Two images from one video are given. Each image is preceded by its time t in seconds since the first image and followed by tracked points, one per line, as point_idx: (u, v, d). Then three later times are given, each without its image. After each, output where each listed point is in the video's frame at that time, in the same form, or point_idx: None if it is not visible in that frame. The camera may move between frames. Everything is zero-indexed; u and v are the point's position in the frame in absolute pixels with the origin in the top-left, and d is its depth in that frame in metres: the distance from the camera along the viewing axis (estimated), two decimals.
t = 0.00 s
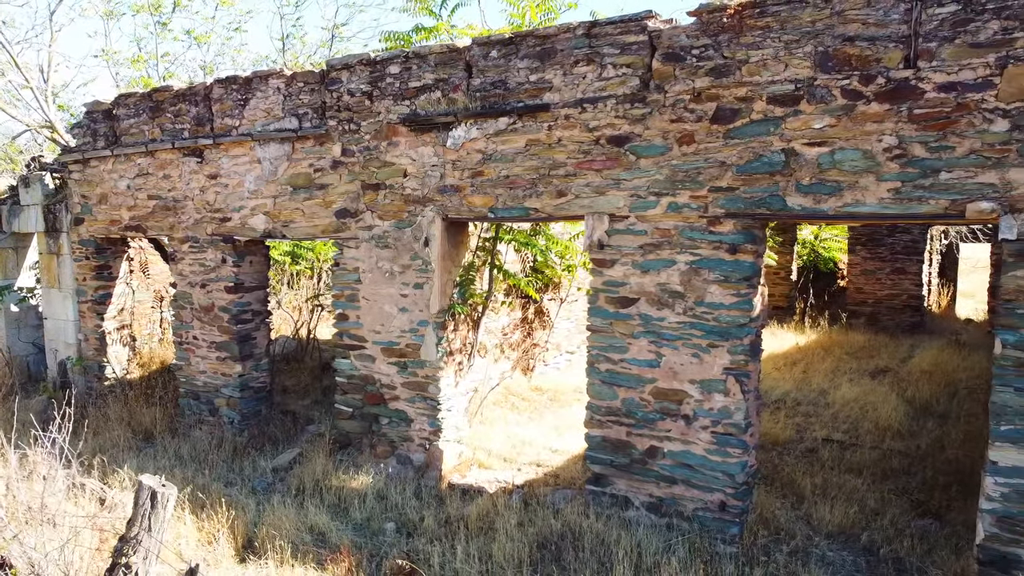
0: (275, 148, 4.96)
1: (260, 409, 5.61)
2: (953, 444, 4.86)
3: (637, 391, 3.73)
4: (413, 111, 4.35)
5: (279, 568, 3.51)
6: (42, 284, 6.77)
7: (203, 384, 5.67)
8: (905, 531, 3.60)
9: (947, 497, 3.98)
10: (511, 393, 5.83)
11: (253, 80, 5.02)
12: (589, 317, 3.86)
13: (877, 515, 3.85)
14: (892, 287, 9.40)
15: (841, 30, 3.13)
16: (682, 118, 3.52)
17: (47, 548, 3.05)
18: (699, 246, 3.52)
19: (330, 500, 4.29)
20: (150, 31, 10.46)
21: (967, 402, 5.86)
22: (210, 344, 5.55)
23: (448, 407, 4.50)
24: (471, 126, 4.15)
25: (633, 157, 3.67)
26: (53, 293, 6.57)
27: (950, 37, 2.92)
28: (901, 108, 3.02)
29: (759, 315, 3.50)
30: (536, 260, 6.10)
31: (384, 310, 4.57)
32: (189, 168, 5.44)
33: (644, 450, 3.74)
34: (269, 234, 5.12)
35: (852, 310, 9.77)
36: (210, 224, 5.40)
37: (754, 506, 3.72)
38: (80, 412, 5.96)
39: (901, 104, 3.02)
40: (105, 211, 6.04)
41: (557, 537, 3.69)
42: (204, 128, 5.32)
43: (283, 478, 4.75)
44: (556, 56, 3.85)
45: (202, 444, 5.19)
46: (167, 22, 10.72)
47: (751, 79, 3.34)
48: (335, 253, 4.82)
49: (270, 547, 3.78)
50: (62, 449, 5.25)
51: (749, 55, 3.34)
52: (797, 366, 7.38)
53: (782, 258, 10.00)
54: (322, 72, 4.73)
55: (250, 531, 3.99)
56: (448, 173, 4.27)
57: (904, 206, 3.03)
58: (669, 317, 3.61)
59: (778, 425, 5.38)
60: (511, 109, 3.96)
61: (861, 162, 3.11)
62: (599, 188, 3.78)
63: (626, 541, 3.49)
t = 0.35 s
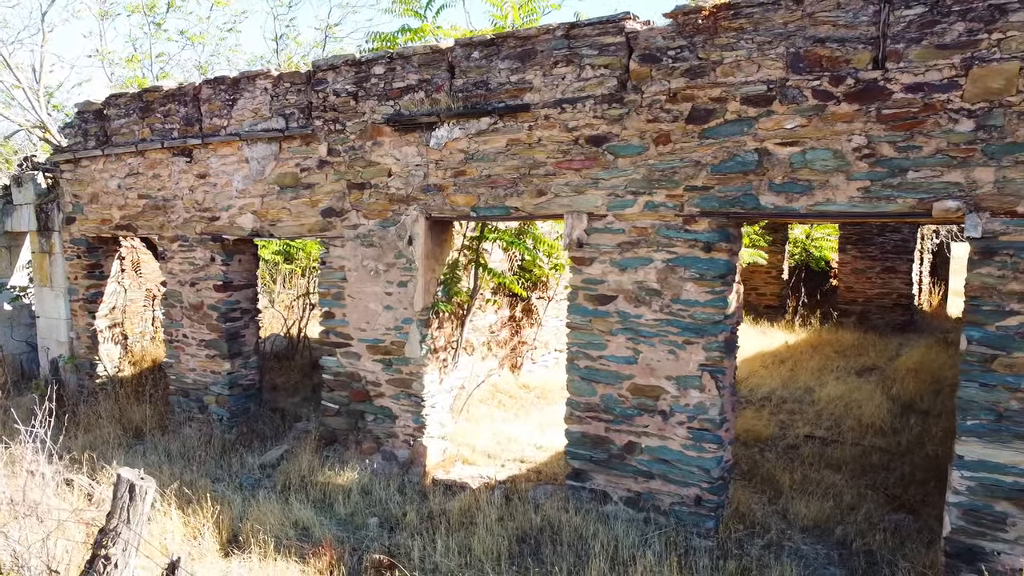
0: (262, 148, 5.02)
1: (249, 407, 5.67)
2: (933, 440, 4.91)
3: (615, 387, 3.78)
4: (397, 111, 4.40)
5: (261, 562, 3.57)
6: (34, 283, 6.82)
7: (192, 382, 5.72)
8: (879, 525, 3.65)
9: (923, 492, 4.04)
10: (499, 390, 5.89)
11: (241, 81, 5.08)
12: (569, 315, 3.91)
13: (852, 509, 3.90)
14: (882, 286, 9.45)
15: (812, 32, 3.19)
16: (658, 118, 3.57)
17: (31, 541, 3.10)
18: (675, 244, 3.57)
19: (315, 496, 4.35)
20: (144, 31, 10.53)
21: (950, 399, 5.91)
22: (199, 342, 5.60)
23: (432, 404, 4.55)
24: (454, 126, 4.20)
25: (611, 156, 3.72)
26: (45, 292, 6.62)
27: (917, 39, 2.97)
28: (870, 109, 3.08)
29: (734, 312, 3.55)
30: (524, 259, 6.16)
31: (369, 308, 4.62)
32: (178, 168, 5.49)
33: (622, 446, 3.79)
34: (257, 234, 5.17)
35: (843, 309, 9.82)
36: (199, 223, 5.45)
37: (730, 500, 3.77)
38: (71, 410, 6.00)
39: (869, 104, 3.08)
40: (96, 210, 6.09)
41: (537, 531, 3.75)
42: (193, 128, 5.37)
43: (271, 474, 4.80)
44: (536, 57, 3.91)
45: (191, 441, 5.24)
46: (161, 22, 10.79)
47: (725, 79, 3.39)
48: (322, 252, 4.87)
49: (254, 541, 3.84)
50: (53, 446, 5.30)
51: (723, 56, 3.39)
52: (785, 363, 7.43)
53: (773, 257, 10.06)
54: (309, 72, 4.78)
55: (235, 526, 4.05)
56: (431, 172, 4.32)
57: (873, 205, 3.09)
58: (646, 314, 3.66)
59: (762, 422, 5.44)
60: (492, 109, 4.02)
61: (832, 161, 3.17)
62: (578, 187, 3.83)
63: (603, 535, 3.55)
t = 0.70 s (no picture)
0: (250, 148, 5.07)
1: (239, 404, 5.73)
2: (915, 438, 4.96)
3: (595, 384, 3.83)
4: (382, 112, 4.45)
5: (246, 556, 3.63)
6: (28, 282, 6.87)
7: (183, 380, 5.77)
8: (854, 520, 3.70)
9: (900, 489, 4.08)
10: (486, 388, 5.94)
11: (230, 82, 5.13)
12: (550, 313, 3.97)
13: (830, 505, 3.96)
14: (873, 285, 9.50)
15: (785, 34, 3.24)
16: (636, 119, 3.63)
17: (16, 535, 3.16)
18: (653, 243, 3.62)
19: (302, 492, 4.40)
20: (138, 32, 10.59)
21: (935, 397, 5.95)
22: (189, 340, 5.66)
23: (417, 402, 4.61)
24: (438, 127, 4.25)
25: (591, 156, 3.77)
26: (38, 291, 6.68)
27: (886, 41, 3.02)
28: (841, 110, 3.13)
29: (711, 310, 3.61)
30: (513, 259, 6.22)
31: (355, 307, 4.68)
32: (168, 168, 5.55)
33: (602, 442, 3.84)
34: (246, 233, 5.23)
35: (834, 308, 9.86)
36: (189, 222, 5.50)
37: (708, 495, 3.83)
38: (64, 408, 6.06)
39: (840, 105, 3.13)
40: (88, 210, 6.15)
41: (517, 526, 3.81)
42: (183, 128, 5.42)
43: (259, 471, 4.86)
44: (518, 58, 3.96)
45: (181, 438, 5.30)
46: (156, 23, 10.84)
47: (701, 81, 3.45)
48: (309, 251, 4.93)
49: (239, 536, 3.90)
50: (44, 443, 5.36)
51: (699, 58, 3.45)
52: (773, 362, 7.48)
53: (764, 256, 10.12)
54: (296, 74, 4.83)
55: (221, 521, 4.10)
56: (415, 172, 4.38)
57: (844, 205, 3.14)
58: (625, 312, 3.72)
59: (746, 419, 5.49)
60: (474, 110, 4.07)
61: (805, 161, 3.22)
62: (559, 187, 3.88)
63: (582, 530, 3.60)
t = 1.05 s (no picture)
0: (241, 147, 5.13)
1: (230, 401, 5.79)
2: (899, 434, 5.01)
3: (577, 380, 3.89)
4: (369, 112, 4.51)
5: (233, 549, 3.70)
6: (22, 280, 6.92)
7: (175, 377, 5.83)
8: (832, 514, 3.75)
9: (880, 484, 4.13)
10: (476, 385, 6.00)
11: (220, 82, 5.18)
12: (533, 310, 4.02)
13: (810, 499, 4.00)
14: (865, 284, 9.53)
15: (761, 35, 3.29)
16: (617, 119, 3.68)
17: (5, 528, 3.22)
18: (633, 241, 3.68)
19: (290, 487, 4.46)
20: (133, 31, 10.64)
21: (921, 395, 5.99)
22: (181, 337, 5.71)
23: (405, 398, 4.66)
24: (424, 126, 4.31)
25: (573, 156, 3.83)
26: (32, 289, 6.73)
27: (859, 42, 3.08)
28: (815, 110, 3.18)
29: (690, 307, 3.66)
30: (503, 257, 6.27)
31: (344, 304, 4.73)
32: (160, 167, 5.60)
33: (584, 437, 3.90)
34: (236, 231, 5.28)
35: (826, 307, 9.88)
36: (180, 221, 5.55)
37: (689, 490, 3.88)
38: (57, 405, 6.11)
39: (815, 105, 3.18)
40: (82, 208, 6.20)
41: (501, 520, 3.86)
42: (174, 128, 5.47)
43: (249, 466, 4.92)
44: (502, 59, 4.01)
45: (173, 434, 5.35)
46: (151, 23, 10.88)
47: (679, 81, 3.50)
48: (298, 249, 4.98)
49: (227, 530, 3.96)
50: (37, 440, 5.42)
51: (678, 59, 3.50)
52: (763, 360, 7.52)
53: (756, 255, 10.18)
54: (285, 74, 4.88)
55: (209, 515, 4.16)
56: (402, 171, 4.43)
57: (818, 203, 3.19)
58: (606, 309, 3.77)
59: (732, 416, 5.55)
60: (459, 110, 4.12)
61: (780, 160, 3.27)
62: (541, 186, 3.94)
63: (563, 523, 3.66)
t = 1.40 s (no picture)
0: (231, 147, 5.17)
1: (221, 399, 5.84)
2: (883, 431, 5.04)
3: (561, 377, 3.94)
4: (357, 112, 4.55)
5: (221, 544, 3.75)
6: (16, 279, 6.97)
7: (167, 375, 5.88)
8: (812, 509, 3.79)
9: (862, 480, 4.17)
10: (466, 383, 6.04)
11: (211, 82, 5.23)
12: (518, 308, 4.07)
13: (791, 495, 4.04)
14: (857, 283, 9.58)
15: (739, 36, 3.34)
16: (599, 119, 3.73)
17: None
18: (615, 240, 3.73)
19: (279, 483, 4.50)
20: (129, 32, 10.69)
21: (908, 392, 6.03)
22: (173, 336, 5.76)
23: (392, 395, 4.71)
24: (411, 126, 4.35)
25: (556, 155, 3.88)
26: (27, 288, 6.78)
27: (834, 44, 3.13)
28: (791, 110, 3.23)
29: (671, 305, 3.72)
30: (493, 256, 6.34)
31: (333, 303, 4.78)
32: (152, 167, 5.65)
33: (567, 433, 3.95)
34: (227, 230, 5.33)
35: (818, 306, 9.93)
36: (172, 220, 5.60)
37: (671, 486, 3.93)
38: (51, 403, 6.15)
39: (791, 106, 3.23)
40: (75, 208, 6.25)
41: (485, 516, 3.91)
42: (166, 128, 5.52)
43: (240, 463, 4.97)
44: (487, 60, 4.06)
45: (165, 432, 5.39)
46: (146, 23, 10.93)
47: (659, 82, 3.55)
48: (288, 248, 5.03)
49: (216, 525, 4.01)
50: (31, 437, 5.47)
51: (658, 60, 3.55)
52: (753, 358, 7.57)
53: (749, 254, 10.24)
54: (275, 74, 4.93)
55: (198, 511, 4.21)
56: (389, 171, 4.47)
57: (795, 202, 3.24)
58: (588, 307, 3.82)
59: (719, 413, 5.59)
60: (445, 110, 4.17)
61: (757, 160, 3.32)
62: (526, 185, 3.99)
63: (546, 519, 3.71)
